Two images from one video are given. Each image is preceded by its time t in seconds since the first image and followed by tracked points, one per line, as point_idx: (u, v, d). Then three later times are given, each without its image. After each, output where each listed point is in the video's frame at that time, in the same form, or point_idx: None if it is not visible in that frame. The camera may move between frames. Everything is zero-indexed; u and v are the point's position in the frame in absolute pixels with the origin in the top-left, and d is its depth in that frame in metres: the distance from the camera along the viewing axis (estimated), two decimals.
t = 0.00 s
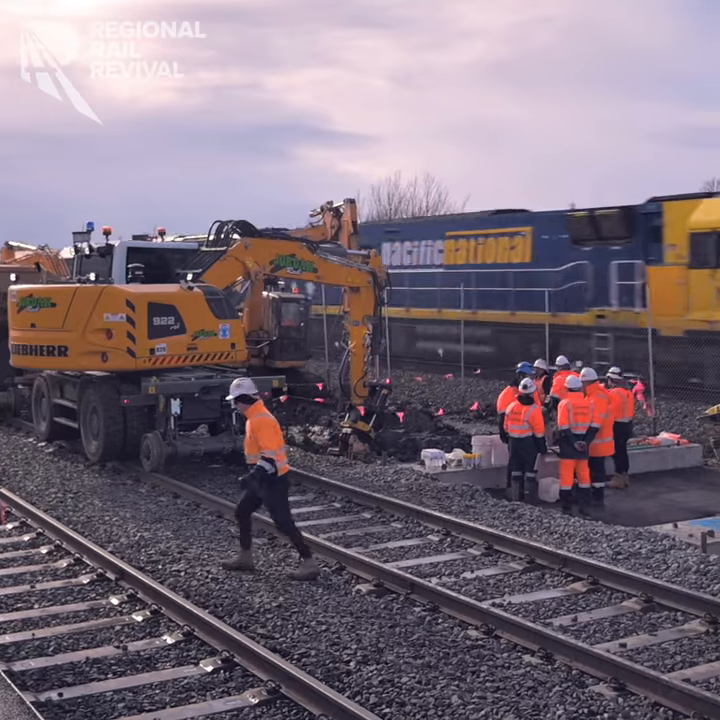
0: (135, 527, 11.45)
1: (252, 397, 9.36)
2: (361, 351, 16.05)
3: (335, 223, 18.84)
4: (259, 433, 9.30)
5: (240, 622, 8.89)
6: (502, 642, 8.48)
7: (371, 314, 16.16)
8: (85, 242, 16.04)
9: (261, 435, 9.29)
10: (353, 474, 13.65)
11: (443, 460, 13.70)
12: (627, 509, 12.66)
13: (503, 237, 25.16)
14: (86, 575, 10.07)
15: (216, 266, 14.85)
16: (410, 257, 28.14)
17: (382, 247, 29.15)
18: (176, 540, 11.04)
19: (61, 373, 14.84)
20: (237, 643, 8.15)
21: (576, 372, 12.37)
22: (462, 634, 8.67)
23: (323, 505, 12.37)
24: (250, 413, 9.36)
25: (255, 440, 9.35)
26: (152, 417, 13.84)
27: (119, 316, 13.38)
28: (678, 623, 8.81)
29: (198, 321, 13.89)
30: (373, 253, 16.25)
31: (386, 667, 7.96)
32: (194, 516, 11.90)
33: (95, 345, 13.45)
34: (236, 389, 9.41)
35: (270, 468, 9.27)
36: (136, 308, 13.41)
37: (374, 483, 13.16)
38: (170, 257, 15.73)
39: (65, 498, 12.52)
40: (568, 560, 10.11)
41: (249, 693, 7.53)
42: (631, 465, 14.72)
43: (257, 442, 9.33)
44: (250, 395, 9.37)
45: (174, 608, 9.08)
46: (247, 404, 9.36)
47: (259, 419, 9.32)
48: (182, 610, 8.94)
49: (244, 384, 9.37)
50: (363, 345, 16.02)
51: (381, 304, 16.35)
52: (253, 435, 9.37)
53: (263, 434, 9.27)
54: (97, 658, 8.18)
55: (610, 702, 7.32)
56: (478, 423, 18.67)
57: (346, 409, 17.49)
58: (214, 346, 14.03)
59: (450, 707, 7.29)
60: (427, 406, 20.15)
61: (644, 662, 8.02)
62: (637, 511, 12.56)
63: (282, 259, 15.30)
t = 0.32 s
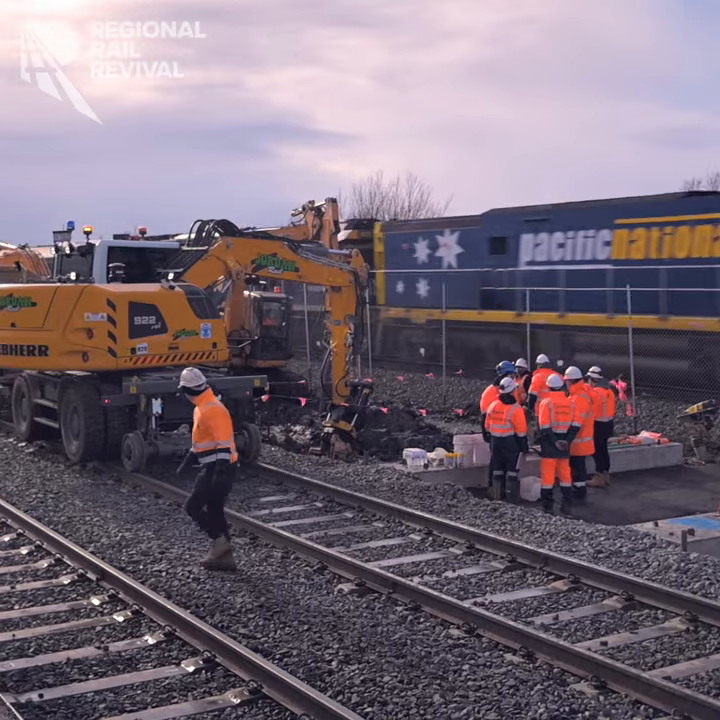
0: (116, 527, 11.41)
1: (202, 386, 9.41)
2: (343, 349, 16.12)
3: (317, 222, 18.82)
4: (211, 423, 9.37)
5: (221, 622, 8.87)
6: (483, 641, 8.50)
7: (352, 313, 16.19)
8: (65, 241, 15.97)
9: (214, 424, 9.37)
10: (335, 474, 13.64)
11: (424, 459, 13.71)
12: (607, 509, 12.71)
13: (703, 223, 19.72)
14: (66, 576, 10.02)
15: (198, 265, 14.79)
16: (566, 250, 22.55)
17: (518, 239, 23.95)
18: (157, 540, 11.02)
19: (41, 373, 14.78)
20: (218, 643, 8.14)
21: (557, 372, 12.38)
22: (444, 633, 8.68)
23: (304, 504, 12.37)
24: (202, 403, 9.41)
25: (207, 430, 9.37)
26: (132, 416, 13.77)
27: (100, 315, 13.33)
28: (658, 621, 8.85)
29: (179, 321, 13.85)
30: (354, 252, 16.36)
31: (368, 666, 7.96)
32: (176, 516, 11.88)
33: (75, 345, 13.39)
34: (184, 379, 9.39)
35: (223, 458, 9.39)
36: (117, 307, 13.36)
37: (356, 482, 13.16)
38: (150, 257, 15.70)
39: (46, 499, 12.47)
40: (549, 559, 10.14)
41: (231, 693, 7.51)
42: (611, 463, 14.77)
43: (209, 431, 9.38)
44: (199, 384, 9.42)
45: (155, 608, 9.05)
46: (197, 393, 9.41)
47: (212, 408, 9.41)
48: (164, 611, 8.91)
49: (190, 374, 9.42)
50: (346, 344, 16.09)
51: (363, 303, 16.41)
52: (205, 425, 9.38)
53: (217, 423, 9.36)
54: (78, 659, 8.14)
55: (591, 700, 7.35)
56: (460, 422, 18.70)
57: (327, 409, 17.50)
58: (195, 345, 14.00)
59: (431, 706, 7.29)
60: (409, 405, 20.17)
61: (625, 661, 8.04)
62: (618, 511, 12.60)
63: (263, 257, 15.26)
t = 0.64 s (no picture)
0: (98, 527, 11.37)
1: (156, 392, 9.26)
2: (326, 348, 16.11)
3: (300, 220, 18.78)
4: (165, 431, 9.22)
5: (205, 622, 8.86)
6: (467, 639, 8.51)
7: (336, 312, 16.17)
8: (47, 239, 15.91)
9: (168, 431, 9.22)
10: (319, 473, 13.63)
11: (407, 457, 13.77)
12: (590, 507, 12.77)
13: None
14: (48, 576, 9.99)
15: (180, 264, 14.74)
16: None
17: None
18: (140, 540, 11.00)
19: (22, 372, 14.72)
20: (201, 642, 8.13)
21: (540, 370, 12.42)
22: (427, 631, 8.69)
23: (288, 503, 12.37)
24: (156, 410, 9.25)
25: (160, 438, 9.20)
26: (115, 416, 13.70)
27: (83, 314, 13.29)
28: (641, 619, 8.88)
29: (162, 319, 13.81)
30: (337, 251, 16.33)
31: (351, 665, 7.97)
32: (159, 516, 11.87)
33: (58, 344, 13.34)
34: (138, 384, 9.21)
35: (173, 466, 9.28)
36: (100, 306, 13.33)
37: (339, 481, 13.18)
38: (133, 256, 15.66)
39: (28, 498, 12.42)
40: (532, 558, 10.16)
41: (214, 692, 7.50)
42: (594, 462, 14.82)
43: (161, 439, 9.22)
44: (154, 391, 9.27)
45: (138, 608, 9.03)
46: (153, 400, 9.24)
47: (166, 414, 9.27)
48: (147, 611, 8.89)
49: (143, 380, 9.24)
50: (329, 343, 16.08)
51: (346, 303, 16.40)
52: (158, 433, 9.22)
53: (171, 430, 9.22)
54: (60, 659, 8.12)
55: (574, 698, 7.37)
56: (443, 421, 18.74)
57: (310, 407, 17.55)
58: (178, 344, 13.97)
59: (415, 704, 7.29)
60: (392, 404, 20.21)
61: (607, 659, 8.07)
62: (600, 509, 12.66)
63: (246, 256, 15.22)
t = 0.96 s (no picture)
0: (82, 526, 11.34)
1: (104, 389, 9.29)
2: (311, 346, 16.07)
3: (284, 219, 18.83)
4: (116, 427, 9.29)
5: (189, 620, 8.85)
6: (451, 637, 8.52)
7: (320, 310, 16.14)
8: (30, 238, 15.86)
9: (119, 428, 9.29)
10: (303, 471, 13.65)
11: (392, 456, 13.74)
12: (574, 505, 12.82)
13: None
14: (32, 575, 9.95)
15: (164, 262, 14.71)
16: None
17: None
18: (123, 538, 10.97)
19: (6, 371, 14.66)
20: (185, 640, 8.12)
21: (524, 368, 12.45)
22: (412, 629, 8.70)
23: (273, 501, 12.38)
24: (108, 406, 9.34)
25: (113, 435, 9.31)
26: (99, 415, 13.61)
27: (66, 312, 13.26)
28: (625, 616, 8.91)
29: (146, 317, 13.78)
30: (322, 249, 16.30)
31: (336, 662, 7.97)
32: (143, 514, 11.86)
33: (42, 342, 13.30)
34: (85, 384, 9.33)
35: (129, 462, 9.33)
36: (83, 304, 13.30)
37: (324, 479, 13.18)
38: (117, 254, 15.62)
39: (11, 498, 12.36)
40: (517, 555, 10.18)
41: (199, 690, 7.50)
42: (578, 459, 14.87)
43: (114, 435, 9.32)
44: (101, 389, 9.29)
45: (122, 607, 9.01)
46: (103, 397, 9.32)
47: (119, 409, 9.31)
48: (131, 610, 8.87)
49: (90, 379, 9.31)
50: (314, 340, 16.05)
51: (331, 301, 16.37)
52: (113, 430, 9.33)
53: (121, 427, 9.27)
54: (44, 658, 8.09)
55: (558, 695, 7.39)
56: (428, 419, 18.77)
57: (294, 405, 17.55)
58: (162, 342, 13.94)
59: (400, 701, 7.30)
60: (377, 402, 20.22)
61: (591, 655, 8.10)
62: (584, 507, 12.71)
63: (231, 254, 15.19)
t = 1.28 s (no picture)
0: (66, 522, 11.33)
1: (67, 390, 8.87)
2: (296, 342, 15.94)
3: (269, 215, 18.80)
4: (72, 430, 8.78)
5: (174, 617, 8.83)
6: (436, 633, 8.54)
7: (305, 306, 16.04)
8: (13, 233, 15.80)
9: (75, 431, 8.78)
10: (288, 467, 13.67)
11: (377, 452, 13.77)
12: (558, 501, 12.87)
13: None
14: (15, 572, 9.92)
15: (148, 258, 14.67)
16: None
17: None
18: (108, 535, 10.95)
19: None
20: (170, 637, 8.11)
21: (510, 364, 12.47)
22: (397, 625, 8.71)
23: (257, 498, 12.37)
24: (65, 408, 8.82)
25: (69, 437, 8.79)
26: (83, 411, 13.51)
27: (50, 309, 13.20)
28: (608, 611, 8.95)
29: (130, 314, 13.75)
30: (307, 244, 16.23)
31: (321, 659, 7.97)
32: (128, 511, 11.84)
33: (25, 339, 13.23)
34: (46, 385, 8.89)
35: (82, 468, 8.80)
36: (67, 301, 13.24)
37: (308, 476, 13.19)
38: (101, 250, 15.58)
39: None
40: (502, 551, 10.20)
41: (184, 687, 7.50)
42: (562, 455, 14.91)
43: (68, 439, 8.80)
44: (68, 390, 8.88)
45: (106, 604, 8.99)
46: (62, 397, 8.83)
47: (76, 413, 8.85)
48: (115, 607, 8.86)
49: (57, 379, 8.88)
50: (298, 337, 15.91)
51: (316, 297, 16.30)
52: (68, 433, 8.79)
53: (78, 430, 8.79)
54: (28, 656, 8.07)
55: (543, 690, 7.41)
56: (412, 415, 18.81)
57: (279, 402, 17.56)
58: (146, 339, 13.91)
59: (385, 698, 7.31)
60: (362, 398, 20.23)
61: (576, 651, 8.12)
62: (568, 503, 12.76)
63: (215, 251, 15.16)
